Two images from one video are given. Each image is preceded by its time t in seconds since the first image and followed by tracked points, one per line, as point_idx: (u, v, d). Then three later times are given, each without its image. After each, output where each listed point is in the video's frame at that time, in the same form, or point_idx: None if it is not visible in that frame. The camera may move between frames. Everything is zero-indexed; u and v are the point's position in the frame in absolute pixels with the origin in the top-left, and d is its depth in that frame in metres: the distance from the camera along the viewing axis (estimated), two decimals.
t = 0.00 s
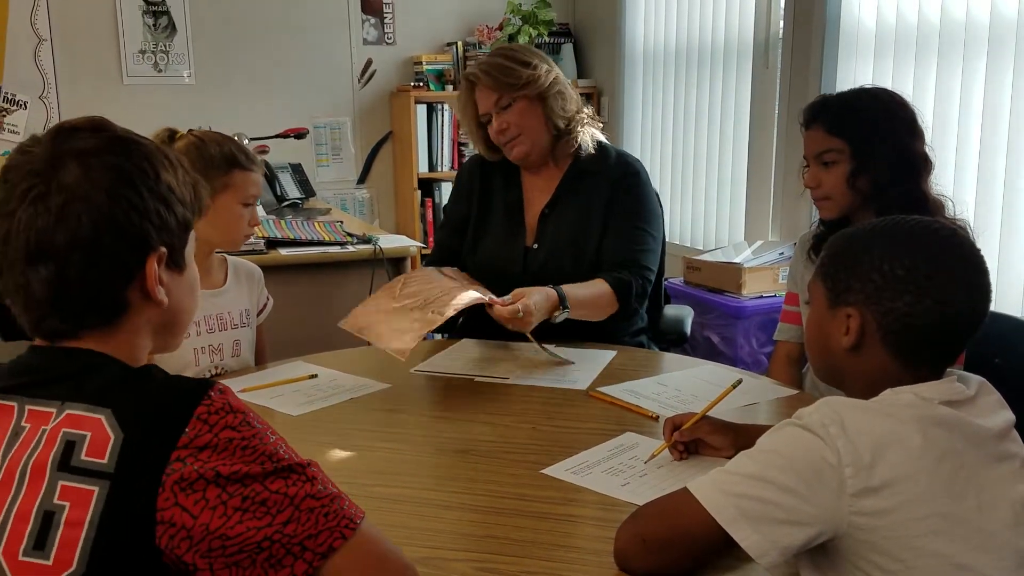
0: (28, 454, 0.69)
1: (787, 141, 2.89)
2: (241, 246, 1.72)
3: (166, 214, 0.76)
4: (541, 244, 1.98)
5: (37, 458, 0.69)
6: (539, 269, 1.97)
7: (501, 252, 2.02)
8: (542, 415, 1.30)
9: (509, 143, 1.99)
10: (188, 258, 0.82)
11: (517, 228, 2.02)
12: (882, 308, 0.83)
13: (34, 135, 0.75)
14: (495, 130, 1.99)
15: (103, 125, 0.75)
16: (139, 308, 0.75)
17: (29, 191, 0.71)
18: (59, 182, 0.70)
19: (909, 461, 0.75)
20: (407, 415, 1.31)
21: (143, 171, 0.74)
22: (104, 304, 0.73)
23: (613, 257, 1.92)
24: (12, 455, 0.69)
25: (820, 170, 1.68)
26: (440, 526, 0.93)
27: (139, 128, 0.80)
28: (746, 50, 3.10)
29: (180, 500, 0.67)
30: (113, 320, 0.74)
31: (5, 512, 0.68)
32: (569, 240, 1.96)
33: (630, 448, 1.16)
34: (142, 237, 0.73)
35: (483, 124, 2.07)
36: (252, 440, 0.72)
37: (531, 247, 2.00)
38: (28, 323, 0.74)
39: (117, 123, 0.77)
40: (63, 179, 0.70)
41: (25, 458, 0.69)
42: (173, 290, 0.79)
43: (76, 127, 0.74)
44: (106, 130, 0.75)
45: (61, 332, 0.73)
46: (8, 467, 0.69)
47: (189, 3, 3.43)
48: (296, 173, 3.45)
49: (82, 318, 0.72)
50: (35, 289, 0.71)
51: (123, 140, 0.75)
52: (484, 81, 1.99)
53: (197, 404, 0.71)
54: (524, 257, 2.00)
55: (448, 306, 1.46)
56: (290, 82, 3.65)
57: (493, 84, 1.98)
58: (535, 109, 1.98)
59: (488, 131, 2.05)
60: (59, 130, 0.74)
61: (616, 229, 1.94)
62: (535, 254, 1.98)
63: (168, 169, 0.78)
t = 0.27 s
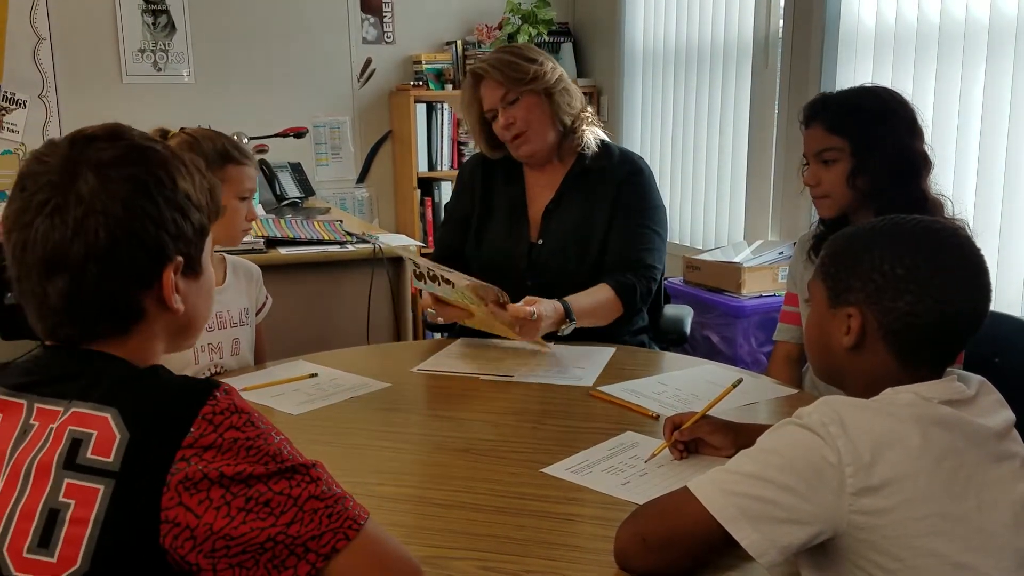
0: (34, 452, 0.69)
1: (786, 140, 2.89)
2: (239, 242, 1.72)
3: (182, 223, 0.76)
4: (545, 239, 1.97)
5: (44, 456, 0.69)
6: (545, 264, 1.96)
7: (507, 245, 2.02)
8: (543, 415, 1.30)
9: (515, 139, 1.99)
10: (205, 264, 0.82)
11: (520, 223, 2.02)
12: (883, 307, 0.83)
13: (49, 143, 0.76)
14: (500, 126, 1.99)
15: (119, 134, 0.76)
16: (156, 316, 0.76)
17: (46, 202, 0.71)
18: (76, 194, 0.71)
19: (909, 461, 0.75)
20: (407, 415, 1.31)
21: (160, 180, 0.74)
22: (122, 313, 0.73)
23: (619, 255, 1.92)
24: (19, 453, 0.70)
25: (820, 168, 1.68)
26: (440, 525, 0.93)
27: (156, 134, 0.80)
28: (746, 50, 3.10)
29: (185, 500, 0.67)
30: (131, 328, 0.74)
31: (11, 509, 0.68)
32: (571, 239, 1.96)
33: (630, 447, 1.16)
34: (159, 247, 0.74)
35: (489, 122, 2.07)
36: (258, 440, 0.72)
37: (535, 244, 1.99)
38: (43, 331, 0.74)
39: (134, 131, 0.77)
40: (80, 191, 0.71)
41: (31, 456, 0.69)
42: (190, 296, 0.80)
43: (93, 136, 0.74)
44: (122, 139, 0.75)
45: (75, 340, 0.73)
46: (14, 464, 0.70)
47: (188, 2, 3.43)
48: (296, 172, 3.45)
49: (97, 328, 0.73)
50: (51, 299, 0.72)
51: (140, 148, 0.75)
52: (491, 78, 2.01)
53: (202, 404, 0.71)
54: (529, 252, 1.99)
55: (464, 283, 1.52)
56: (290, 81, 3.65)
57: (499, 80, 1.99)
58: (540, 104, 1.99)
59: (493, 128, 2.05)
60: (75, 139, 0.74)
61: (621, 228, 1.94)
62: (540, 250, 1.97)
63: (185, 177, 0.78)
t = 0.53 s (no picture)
0: (38, 462, 0.70)
1: (786, 142, 2.90)
2: (237, 244, 1.72)
3: (180, 230, 0.76)
4: (544, 241, 1.97)
5: (46, 466, 0.70)
6: (543, 266, 1.96)
7: (505, 248, 2.01)
8: (543, 417, 1.31)
9: (513, 143, 1.99)
10: (207, 264, 0.82)
11: (519, 226, 2.02)
12: (885, 310, 0.83)
13: (39, 152, 0.75)
14: (499, 130, 1.99)
15: (108, 140, 0.75)
16: (161, 322, 0.77)
17: (39, 218, 0.72)
18: (68, 209, 0.71)
19: (910, 463, 0.75)
20: (407, 417, 1.31)
21: (153, 189, 0.74)
22: (121, 324, 0.74)
23: (617, 257, 1.92)
24: (22, 462, 0.71)
25: (818, 170, 1.68)
26: (440, 528, 0.93)
27: (147, 137, 0.79)
28: (745, 52, 3.11)
29: (188, 513, 0.67)
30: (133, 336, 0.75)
31: (14, 518, 0.70)
32: (570, 241, 1.96)
33: (630, 450, 1.16)
34: (158, 256, 0.74)
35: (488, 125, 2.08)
36: (261, 451, 0.72)
37: (534, 246, 1.99)
38: (45, 345, 0.75)
39: (123, 134, 0.76)
40: (71, 206, 0.71)
41: (34, 466, 0.70)
42: (193, 298, 0.80)
43: (82, 144, 0.74)
44: (112, 146, 0.74)
45: (81, 352, 0.74)
46: (19, 473, 0.71)
47: (188, 5, 3.43)
48: (296, 175, 3.45)
49: (99, 339, 0.74)
50: (52, 314, 0.73)
51: (130, 156, 0.74)
52: (488, 81, 2.01)
53: (205, 415, 0.71)
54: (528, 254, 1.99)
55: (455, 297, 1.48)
56: (290, 84, 3.65)
57: (497, 84, 1.99)
58: (538, 108, 1.99)
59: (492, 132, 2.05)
60: (63, 150, 0.73)
61: (619, 230, 1.94)
62: (538, 252, 1.97)
63: (180, 181, 0.77)
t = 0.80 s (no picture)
0: (43, 464, 0.70)
1: (785, 144, 2.90)
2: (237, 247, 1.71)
3: (183, 241, 0.77)
4: (542, 242, 1.97)
5: (51, 468, 0.69)
6: (539, 265, 1.96)
7: (501, 250, 2.01)
8: (543, 419, 1.31)
9: (511, 147, 1.99)
10: (210, 273, 0.83)
11: (518, 228, 2.02)
12: (885, 313, 0.83)
13: (40, 169, 0.76)
14: (497, 135, 2.00)
15: (108, 155, 0.75)
16: (164, 333, 0.77)
17: (42, 234, 0.72)
18: (70, 225, 0.71)
19: (909, 464, 0.75)
20: (407, 420, 1.31)
21: (154, 202, 0.74)
22: (126, 337, 0.74)
23: (612, 256, 1.92)
24: (28, 464, 0.71)
25: (814, 172, 1.69)
26: (440, 529, 0.93)
27: (147, 149, 0.79)
28: (744, 54, 3.11)
29: (191, 514, 0.67)
30: (138, 348, 0.75)
31: (17, 521, 0.69)
32: (568, 243, 1.96)
33: (630, 451, 1.16)
34: (160, 268, 0.74)
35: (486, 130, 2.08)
36: (263, 452, 0.72)
37: (531, 249, 1.99)
38: (49, 360, 0.75)
39: (124, 149, 0.77)
40: (73, 222, 0.71)
41: (39, 468, 0.70)
42: (197, 307, 0.80)
43: (82, 160, 0.74)
44: (113, 161, 0.74)
45: (85, 365, 0.74)
46: (23, 476, 0.70)
47: (188, 8, 3.44)
48: (296, 177, 3.45)
49: (104, 352, 0.74)
50: (56, 329, 0.73)
51: (131, 170, 0.74)
52: (484, 87, 2.01)
53: (208, 417, 0.71)
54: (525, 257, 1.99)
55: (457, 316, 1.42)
56: (290, 86, 3.66)
57: (493, 89, 2.00)
58: (535, 111, 1.99)
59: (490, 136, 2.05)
60: (64, 167, 0.74)
61: (614, 229, 1.95)
62: (536, 253, 1.97)
63: (182, 193, 0.77)
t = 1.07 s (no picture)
0: (42, 464, 0.70)
1: (784, 145, 2.90)
2: (236, 249, 1.70)
3: (185, 244, 0.77)
4: (540, 244, 1.97)
5: (51, 468, 0.69)
6: (536, 267, 1.96)
7: (498, 254, 2.01)
8: (542, 421, 1.31)
9: (510, 149, 1.99)
10: (212, 276, 0.83)
11: (516, 230, 2.02)
12: (882, 314, 0.83)
13: (44, 170, 0.76)
14: (495, 136, 2.00)
15: (112, 158, 0.75)
16: (165, 335, 0.77)
17: (45, 236, 0.72)
18: (73, 227, 0.71)
19: (907, 466, 0.75)
20: (405, 422, 1.31)
21: (156, 205, 0.74)
22: (127, 339, 0.74)
23: (610, 258, 1.92)
24: (28, 465, 0.71)
25: (811, 174, 1.69)
26: (438, 531, 0.93)
27: (151, 152, 0.79)
28: (743, 55, 3.11)
29: (190, 514, 0.67)
30: (139, 351, 0.75)
31: (17, 521, 0.69)
32: (566, 245, 1.96)
33: (628, 453, 1.16)
34: (162, 271, 0.74)
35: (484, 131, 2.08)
36: (262, 452, 0.72)
37: (529, 251, 1.99)
38: (50, 360, 0.75)
39: (127, 151, 0.77)
40: (76, 224, 0.71)
41: (39, 468, 0.70)
42: (198, 310, 0.80)
43: (86, 162, 0.74)
44: (116, 163, 0.74)
45: (86, 366, 0.74)
46: (23, 476, 0.70)
47: (187, 10, 3.44)
48: (295, 179, 3.45)
49: (106, 354, 0.74)
50: (57, 330, 0.73)
51: (135, 173, 0.74)
52: (482, 87, 2.01)
53: (207, 417, 0.71)
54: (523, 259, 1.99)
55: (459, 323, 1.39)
56: (289, 88, 3.66)
57: (492, 90, 2.00)
58: (533, 112, 2.00)
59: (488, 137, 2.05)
60: (68, 169, 0.74)
61: (612, 230, 1.95)
62: (534, 255, 1.97)
63: (185, 196, 0.77)
